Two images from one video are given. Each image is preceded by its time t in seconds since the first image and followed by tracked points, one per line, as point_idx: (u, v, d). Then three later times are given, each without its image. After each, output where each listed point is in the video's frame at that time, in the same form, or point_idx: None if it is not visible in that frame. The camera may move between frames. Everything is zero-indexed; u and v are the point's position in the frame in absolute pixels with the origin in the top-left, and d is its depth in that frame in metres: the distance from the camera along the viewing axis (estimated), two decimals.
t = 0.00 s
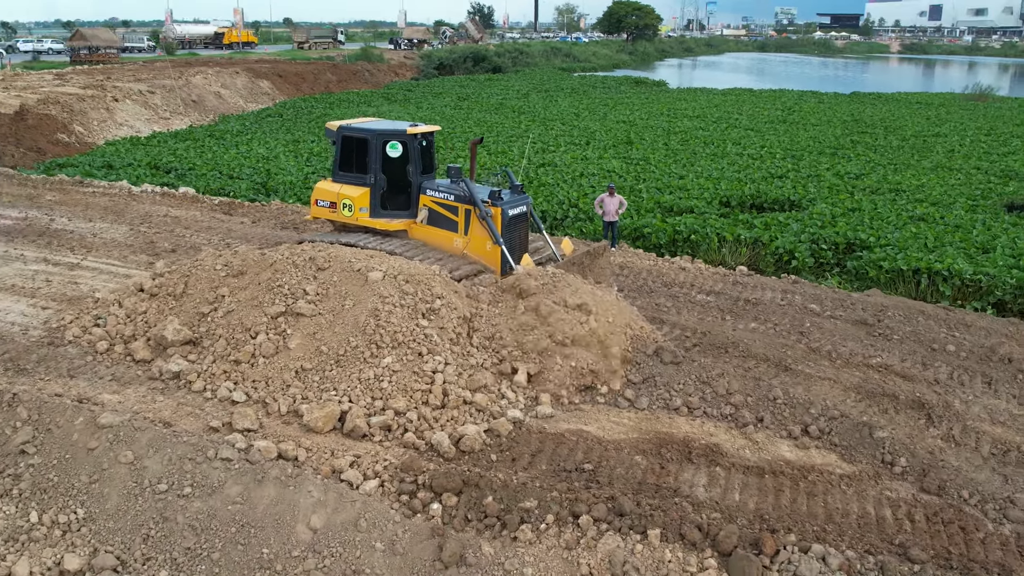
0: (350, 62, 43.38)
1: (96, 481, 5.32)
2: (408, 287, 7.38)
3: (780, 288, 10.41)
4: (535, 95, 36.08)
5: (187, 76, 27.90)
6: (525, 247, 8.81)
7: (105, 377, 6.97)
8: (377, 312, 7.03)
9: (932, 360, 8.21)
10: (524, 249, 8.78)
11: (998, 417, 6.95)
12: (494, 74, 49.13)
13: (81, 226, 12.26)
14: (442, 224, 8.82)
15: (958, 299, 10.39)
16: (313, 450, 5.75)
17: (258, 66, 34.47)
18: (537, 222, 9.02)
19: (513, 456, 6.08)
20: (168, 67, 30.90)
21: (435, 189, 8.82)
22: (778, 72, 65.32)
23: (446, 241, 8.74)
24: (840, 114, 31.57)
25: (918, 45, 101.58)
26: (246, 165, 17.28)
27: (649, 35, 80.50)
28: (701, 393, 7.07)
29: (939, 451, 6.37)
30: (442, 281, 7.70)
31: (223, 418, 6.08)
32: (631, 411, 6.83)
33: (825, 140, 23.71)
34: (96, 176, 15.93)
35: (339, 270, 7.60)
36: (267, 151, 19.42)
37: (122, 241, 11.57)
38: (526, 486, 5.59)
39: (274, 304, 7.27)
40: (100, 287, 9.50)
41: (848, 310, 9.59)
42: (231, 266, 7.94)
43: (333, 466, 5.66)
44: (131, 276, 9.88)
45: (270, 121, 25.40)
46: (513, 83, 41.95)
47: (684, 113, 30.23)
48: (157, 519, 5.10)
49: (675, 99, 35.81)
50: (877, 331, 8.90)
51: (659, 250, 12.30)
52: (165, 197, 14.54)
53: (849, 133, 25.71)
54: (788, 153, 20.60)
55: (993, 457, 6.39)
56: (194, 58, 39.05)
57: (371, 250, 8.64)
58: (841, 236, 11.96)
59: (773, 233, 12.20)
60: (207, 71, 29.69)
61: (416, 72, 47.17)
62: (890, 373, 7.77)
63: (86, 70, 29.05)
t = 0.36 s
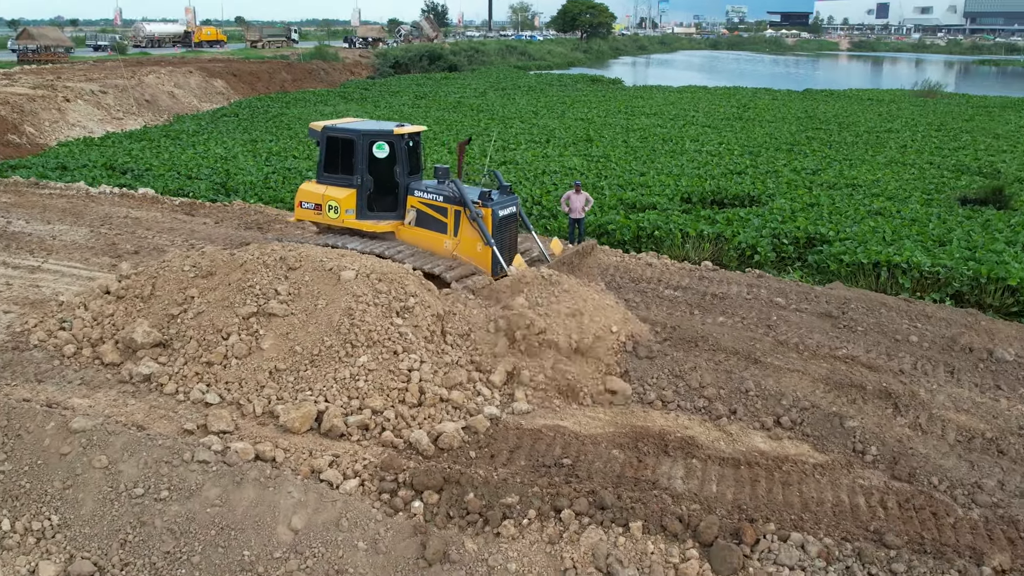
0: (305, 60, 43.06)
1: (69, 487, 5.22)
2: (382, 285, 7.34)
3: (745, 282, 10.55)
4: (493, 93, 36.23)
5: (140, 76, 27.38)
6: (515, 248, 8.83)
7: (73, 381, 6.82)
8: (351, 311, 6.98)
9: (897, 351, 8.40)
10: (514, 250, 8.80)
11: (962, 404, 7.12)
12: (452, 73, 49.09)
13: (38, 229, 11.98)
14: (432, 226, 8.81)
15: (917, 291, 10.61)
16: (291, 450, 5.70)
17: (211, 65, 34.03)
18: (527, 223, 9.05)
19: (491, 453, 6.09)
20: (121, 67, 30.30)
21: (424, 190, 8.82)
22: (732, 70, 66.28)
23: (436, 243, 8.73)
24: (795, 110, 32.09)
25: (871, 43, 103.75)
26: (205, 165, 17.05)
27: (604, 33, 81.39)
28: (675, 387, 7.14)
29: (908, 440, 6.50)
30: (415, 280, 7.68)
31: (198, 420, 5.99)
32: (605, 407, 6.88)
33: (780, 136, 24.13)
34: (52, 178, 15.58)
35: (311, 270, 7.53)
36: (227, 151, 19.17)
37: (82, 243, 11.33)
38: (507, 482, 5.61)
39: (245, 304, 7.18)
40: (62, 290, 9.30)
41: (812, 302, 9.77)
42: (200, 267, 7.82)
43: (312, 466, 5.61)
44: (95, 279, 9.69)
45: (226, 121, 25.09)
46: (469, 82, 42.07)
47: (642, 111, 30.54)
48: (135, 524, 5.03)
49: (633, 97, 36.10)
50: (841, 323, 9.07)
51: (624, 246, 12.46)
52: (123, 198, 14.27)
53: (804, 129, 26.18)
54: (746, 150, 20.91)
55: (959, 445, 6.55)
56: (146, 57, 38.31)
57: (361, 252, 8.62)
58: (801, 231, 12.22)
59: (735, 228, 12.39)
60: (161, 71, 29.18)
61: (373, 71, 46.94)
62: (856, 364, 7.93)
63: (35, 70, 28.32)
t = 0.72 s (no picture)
0: (259, 58, 42.68)
1: (47, 492, 5.15)
2: (358, 284, 7.30)
3: (712, 276, 10.68)
4: (450, 91, 36.36)
5: (92, 75, 26.87)
6: (507, 247, 9.02)
7: (43, 385, 6.69)
8: (328, 310, 6.94)
9: (863, 342, 8.57)
10: (505, 249, 8.99)
11: (929, 392, 7.28)
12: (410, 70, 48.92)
13: None
14: (424, 226, 8.94)
15: (879, 282, 10.82)
16: (272, 451, 5.65)
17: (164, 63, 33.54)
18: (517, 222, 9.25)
19: (474, 448, 6.08)
20: (73, 65, 29.64)
21: (415, 190, 8.94)
22: (688, 66, 67.07)
23: (428, 243, 8.86)
24: (750, 106, 32.63)
25: (826, 39, 105.60)
26: (164, 165, 16.80)
27: (558, 30, 82.17)
28: (651, 379, 7.20)
29: (879, 427, 6.63)
30: (391, 278, 7.66)
31: (176, 423, 5.91)
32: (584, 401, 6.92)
33: (738, 131, 24.46)
34: (9, 180, 15.25)
35: (285, 269, 7.46)
36: (186, 150, 18.92)
37: (43, 244, 11.11)
38: (491, 477, 5.62)
39: (219, 304, 7.08)
40: (27, 292, 9.13)
41: (779, 295, 9.93)
42: (170, 267, 7.70)
43: (294, 466, 5.56)
44: (63, 281, 9.52)
45: (182, 120, 24.77)
46: (427, 79, 42.15)
47: (600, 107, 30.83)
48: (117, 528, 4.97)
49: (590, 94, 36.25)
50: (809, 314, 9.22)
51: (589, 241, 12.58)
52: (82, 199, 14.03)
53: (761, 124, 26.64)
54: (705, 145, 21.14)
55: (928, 431, 6.69)
56: (96, 56, 37.58)
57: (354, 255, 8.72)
58: (765, 225, 12.37)
59: (699, 223, 12.55)
60: (112, 69, 28.67)
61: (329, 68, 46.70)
62: (825, 354, 8.08)
63: None
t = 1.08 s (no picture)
0: (215, 56, 42.19)
1: (29, 498, 5.09)
2: (338, 283, 7.27)
3: (684, 271, 10.78)
4: (409, 88, 36.37)
5: (46, 74, 26.35)
6: (503, 246, 9.03)
7: (18, 388, 6.59)
8: (309, 309, 6.90)
9: (834, 333, 8.73)
10: (502, 248, 8.99)
11: (899, 381, 7.44)
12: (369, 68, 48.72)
13: None
14: (419, 227, 8.91)
15: (844, 275, 11.06)
16: (257, 451, 5.60)
17: (118, 62, 33.00)
18: (514, 222, 9.26)
19: (459, 445, 6.09)
20: (26, 63, 28.96)
21: (409, 190, 8.91)
22: (649, 62, 67.61)
23: (423, 244, 8.84)
24: (710, 102, 33.03)
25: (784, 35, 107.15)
26: (125, 165, 16.58)
27: (516, 27, 82.60)
28: (631, 372, 7.25)
29: (854, 417, 6.76)
30: (371, 276, 7.64)
31: (158, 424, 5.85)
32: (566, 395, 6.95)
33: (699, 127, 24.70)
34: None
35: (263, 268, 7.40)
36: (147, 150, 18.67)
37: (7, 247, 10.91)
38: (479, 472, 5.64)
39: (197, 304, 7.00)
40: None
41: (750, 289, 10.08)
42: (145, 268, 7.59)
43: (280, 465, 5.53)
44: (32, 283, 9.36)
45: (139, 119, 24.45)
46: (387, 76, 42.13)
47: (561, 103, 30.99)
48: (103, 531, 4.92)
49: (552, 91, 36.34)
50: (781, 307, 9.38)
51: (557, 236, 12.63)
52: (45, 200, 13.81)
53: (721, 120, 26.97)
54: (667, 141, 21.33)
55: (901, 419, 6.83)
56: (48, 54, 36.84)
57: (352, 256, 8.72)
58: (730, 220, 12.54)
59: (667, 218, 12.69)
60: (66, 67, 28.15)
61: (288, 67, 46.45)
62: (797, 346, 8.23)
63: None
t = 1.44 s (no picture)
0: (169, 53, 41.54)
1: (12, 502, 5.02)
2: (318, 281, 7.25)
3: (654, 265, 10.90)
4: (368, 86, 36.26)
5: None
6: (499, 244, 9.07)
7: None
8: (289, 307, 6.87)
9: (804, 324, 8.89)
10: (498, 247, 9.04)
11: (869, 370, 7.60)
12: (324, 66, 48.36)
13: None
14: (416, 227, 8.92)
15: (809, 267, 11.28)
16: (244, 450, 5.58)
17: (70, 60, 32.35)
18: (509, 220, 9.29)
19: (444, 440, 6.10)
20: None
21: (405, 190, 8.92)
22: (609, 59, 68.02)
23: (420, 244, 8.86)
24: (669, 98, 33.40)
25: (736, 31, 108.66)
26: (84, 165, 16.34)
27: (472, 23, 82.72)
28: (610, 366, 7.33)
29: (828, 405, 6.90)
30: (350, 275, 7.62)
31: (141, 426, 5.79)
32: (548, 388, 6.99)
33: (659, 123, 24.96)
34: None
35: (240, 267, 7.35)
36: (105, 149, 18.36)
37: None
38: (466, 467, 5.67)
39: (175, 304, 6.93)
40: None
41: (720, 282, 10.23)
42: (119, 269, 7.49)
43: (267, 464, 5.51)
44: None
45: (95, 118, 24.09)
46: (345, 74, 41.95)
47: (522, 101, 31.09)
48: (90, 534, 4.89)
49: (510, 88, 36.41)
50: (751, 300, 9.55)
51: (527, 233, 12.70)
52: (4, 201, 13.58)
53: (680, 116, 27.28)
54: (629, 137, 21.52)
55: (873, 407, 6.99)
56: None
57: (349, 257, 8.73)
58: (696, 214, 12.70)
59: (633, 214, 12.84)
60: (16, 66, 27.52)
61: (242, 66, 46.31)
62: (769, 338, 8.38)
63: None
